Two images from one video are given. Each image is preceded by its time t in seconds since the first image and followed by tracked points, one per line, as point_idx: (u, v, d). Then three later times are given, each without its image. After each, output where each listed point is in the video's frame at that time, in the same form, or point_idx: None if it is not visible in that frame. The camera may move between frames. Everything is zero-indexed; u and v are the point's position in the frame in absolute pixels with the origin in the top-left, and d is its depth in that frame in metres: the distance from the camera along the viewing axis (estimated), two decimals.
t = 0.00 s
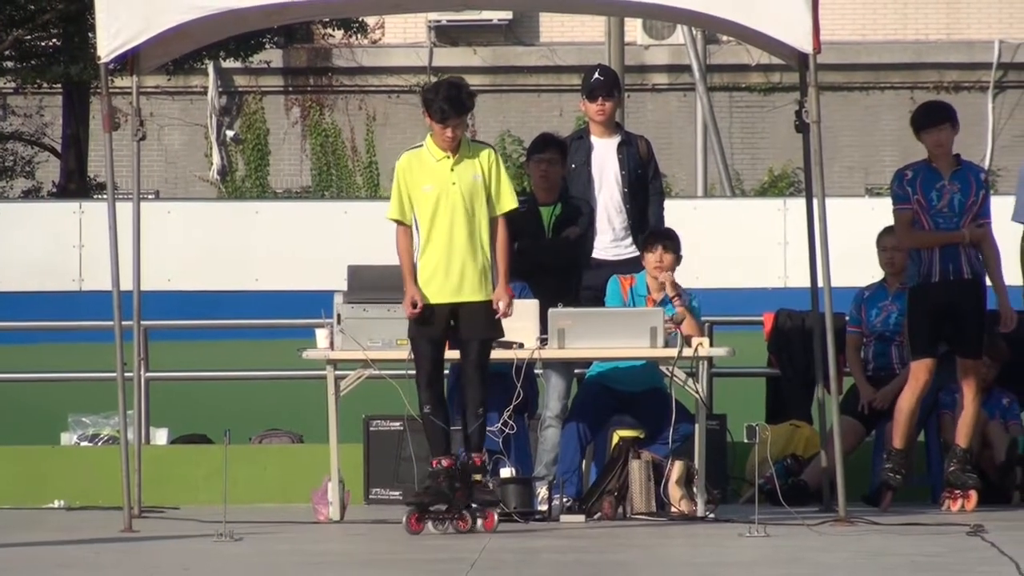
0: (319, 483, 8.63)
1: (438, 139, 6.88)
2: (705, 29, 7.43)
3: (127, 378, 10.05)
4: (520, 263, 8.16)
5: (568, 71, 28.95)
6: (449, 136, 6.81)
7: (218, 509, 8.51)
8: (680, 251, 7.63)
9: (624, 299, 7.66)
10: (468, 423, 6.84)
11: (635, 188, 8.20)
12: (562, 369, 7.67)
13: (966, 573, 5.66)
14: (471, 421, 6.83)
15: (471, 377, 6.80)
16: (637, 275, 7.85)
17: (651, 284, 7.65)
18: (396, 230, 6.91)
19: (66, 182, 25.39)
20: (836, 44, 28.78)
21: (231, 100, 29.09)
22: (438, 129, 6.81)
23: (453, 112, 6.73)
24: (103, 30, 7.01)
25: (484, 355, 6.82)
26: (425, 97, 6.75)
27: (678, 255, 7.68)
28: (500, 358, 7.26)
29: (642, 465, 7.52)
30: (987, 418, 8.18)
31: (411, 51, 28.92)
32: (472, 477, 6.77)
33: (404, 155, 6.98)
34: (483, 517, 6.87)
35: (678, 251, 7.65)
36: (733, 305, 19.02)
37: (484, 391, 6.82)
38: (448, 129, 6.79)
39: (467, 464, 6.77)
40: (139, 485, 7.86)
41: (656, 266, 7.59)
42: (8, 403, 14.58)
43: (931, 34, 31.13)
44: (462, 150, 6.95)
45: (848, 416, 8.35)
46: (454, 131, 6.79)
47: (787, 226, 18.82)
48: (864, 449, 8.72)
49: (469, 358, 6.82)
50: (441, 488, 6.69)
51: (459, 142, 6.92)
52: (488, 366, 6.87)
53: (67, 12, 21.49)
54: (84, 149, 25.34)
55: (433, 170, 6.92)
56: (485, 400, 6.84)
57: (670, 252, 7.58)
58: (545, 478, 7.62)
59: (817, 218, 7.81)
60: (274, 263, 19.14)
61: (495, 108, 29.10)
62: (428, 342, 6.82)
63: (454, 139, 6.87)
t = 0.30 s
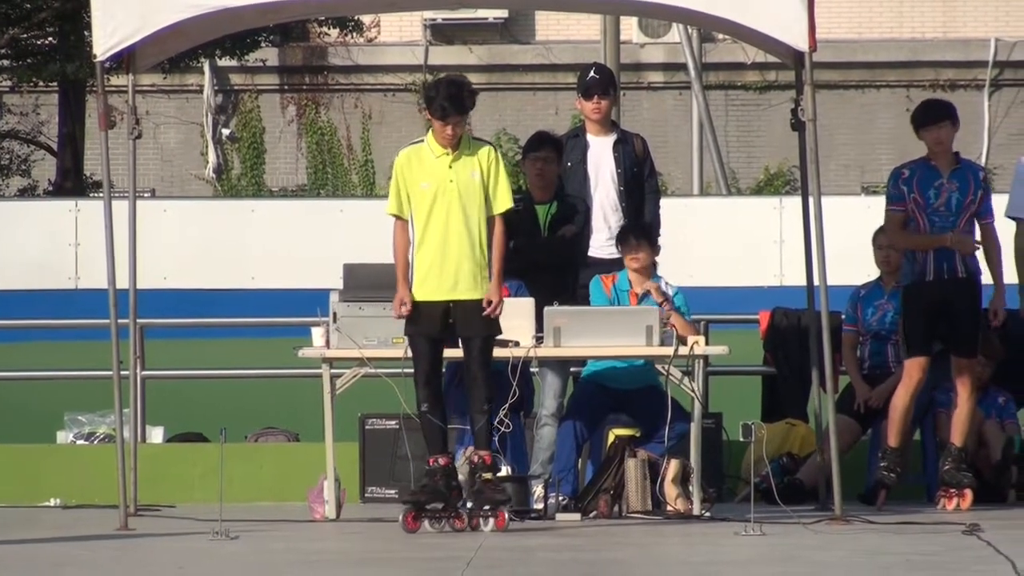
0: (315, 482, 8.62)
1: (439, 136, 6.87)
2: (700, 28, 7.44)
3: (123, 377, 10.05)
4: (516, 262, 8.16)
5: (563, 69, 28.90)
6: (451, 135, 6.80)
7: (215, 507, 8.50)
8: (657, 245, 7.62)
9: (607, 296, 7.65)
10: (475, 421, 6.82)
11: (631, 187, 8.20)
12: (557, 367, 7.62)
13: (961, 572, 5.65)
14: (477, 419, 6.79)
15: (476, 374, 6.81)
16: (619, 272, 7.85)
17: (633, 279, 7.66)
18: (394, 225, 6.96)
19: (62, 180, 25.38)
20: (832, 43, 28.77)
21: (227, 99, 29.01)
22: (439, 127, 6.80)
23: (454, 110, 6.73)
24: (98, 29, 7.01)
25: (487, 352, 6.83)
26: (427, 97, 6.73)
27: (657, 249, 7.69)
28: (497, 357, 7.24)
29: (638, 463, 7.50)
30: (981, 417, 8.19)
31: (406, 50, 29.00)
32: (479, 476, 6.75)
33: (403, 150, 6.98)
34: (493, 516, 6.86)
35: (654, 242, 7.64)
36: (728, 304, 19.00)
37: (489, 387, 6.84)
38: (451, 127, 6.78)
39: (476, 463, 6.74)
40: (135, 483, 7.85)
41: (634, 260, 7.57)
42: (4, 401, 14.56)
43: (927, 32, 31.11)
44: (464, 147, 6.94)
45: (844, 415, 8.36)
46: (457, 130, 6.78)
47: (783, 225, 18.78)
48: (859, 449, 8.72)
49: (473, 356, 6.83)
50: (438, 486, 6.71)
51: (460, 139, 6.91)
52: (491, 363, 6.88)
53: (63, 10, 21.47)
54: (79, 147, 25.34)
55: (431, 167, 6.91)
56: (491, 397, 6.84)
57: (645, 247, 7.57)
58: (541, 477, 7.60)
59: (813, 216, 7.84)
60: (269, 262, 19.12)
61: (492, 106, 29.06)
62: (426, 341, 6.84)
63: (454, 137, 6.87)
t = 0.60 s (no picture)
0: (310, 484, 8.62)
1: (444, 136, 6.91)
2: (696, 31, 7.44)
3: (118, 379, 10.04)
4: (509, 264, 8.12)
5: (559, 72, 28.88)
6: (446, 121, 6.85)
7: (209, 510, 8.50)
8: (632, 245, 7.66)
9: (589, 301, 7.66)
10: (474, 423, 6.82)
11: (626, 190, 8.24)
12: (552, 369, 7.58)
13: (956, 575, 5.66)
14: (475, 422, 6.80)
15: (475, 377, 6.82)
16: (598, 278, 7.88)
17: (614, 282, 7.71)
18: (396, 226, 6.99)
19: (57, 183, 25.35)
20: (827, 46, 28.79)
21: (222, 101, 29.03)
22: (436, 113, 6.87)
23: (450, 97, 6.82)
24: (94, 31, 7.01)
25: (485, 356, 6.84)
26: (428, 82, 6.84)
27: (632, 249, 7.74)
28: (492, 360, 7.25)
29: (632, 466, 7.50)
30: (976, 420, 8.19)
31: (401, 53, 28.98)
32: (478, 479, 6.76)
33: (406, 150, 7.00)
34: (492, 518, 6.85)
35: (630, 242, 7.68)
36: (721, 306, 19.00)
37: (488, 389, 6.84)
38: (444, 111, 6.84)
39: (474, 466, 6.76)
40: (130, 486, 7.85)
41: (611, 259, 7.63)
42: None
43: (921, 36, 31.12)
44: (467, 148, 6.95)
45: (839, 417, 8.36)
46: (450, 114, 6.83)
47: (777, 229, 18.77)
48: (854, 451, 8.72)
49: (471, 360, 6.83)
50: (434, 489, 6.71)
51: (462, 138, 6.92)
52: (490, 365, 6.89)
53: (58, 13, 21.46)
54: (74, 150, 25.34)
55: (433, 167, 6.92)
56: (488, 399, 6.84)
57: (621, 247, 7.62)
58: (536, 479, 7.57)
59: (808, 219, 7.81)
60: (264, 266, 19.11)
61: (486, 109, 29.05)
62: (423, 343, 6.84)
63: (456, 136, 6.92)
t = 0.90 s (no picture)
0: (305, 485, 8.61)
1: (446, 136, 6.90)
2: (692, 30, 7.44)
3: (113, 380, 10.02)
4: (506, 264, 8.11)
5: (555, 72, 28.86)
6: (448, 117, 6.85)
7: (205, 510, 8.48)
8: (614, 246, 7.65)
9: (577, 304, 7.64)
10: (470, 425, 6.82)
11: (622, 190, 8.24)
12: (549, 370, 7.56)
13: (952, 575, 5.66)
14: (472, 423, 6.80)
15: (472, 376, 6.79)
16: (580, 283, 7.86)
17: (599, 284, 7.69)
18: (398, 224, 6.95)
19: (53, 184, 25.30)
20: (823, 46, 28.79)
21: (217, 102, 29.02)
22: (439, 109, 6.88)
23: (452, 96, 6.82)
24: (89, 31, 6.99)
25: (482, 356, 6.81)
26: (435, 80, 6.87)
27: (615, 248, 7.71)
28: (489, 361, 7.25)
29: (628, 467, 7.51)
30: (972, 420, 8.19)
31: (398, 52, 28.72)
32: (474, 480, 6.76)
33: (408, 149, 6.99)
34: (487, 519, 6.84)
35: (613, 245, 7.68)
36: (717, 306, 19.00)
37: (485, 389, 6.80)
38: (447, 107, 6.85)
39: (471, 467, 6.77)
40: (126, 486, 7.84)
41: (592, 261, 7.62)
42: None
43: (918, 36, 31.12)
44: (469, 148, 6.94)
45: (835, 418, 8.35)
46: (453, 110, 6.84)
47: (774, 229, 18.77)
48: (850, 452, 8.72)
49: (468, 361, 6.82)
50: (429, 489, 6.71)
51: (464, 139, 6.92)
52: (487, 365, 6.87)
53: (53, 13, 21.40)
54: (70, 150, 25.32)
55: (434, 166, 6.91)
56: (486, 398, 6.81)
57: (602, 247, 7.61)
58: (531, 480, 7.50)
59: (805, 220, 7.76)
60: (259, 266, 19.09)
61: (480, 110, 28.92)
62: (420, 343, 6.83)
63: (457, 135, 6.90)
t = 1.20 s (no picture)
0: (302, 486, 8.61)
1: (447, 137, 6.91)
2: (688, 32, 7.45)
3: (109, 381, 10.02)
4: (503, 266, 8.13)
5: (551, 74, 28.82)
6: (450, 118, 6.86)
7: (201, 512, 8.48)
8: (607, 250, 7.66)
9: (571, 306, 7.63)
10: (465, 426, 6.78)
11: (618, 191, 8.24)
12: (545, 371, 7.57)
13: None
14: (467, 424, 6.78)
15: (467, 379, 6.79)
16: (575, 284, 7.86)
17: (592, 287, 7.70)
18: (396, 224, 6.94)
19: (50, 186, 25.27)
20: (819, 47, 28.81)
21: (214, 103, 28.96)
22: (440, 112, 6.89)
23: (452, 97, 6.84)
24: (86, 33, 6.99)
25: (479, 358, 6.82)
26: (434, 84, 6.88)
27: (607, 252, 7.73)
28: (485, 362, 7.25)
29: (624, 468, 7.52)
30: (968, 421, 8.20)
31: (394, 54, 28.95)
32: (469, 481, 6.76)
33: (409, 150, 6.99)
34: (480, 520, 6.84)
35: (604, 248, 7.69)
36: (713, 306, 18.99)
37: (480, 391, 6.81)
38: (449, 109, 6.86)
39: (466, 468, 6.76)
40: (123, 489, 7.84)
41: (584, 264, 7.63)
42: None
43: (914, 37, 31.11)
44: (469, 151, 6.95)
45: (832, 420, 8.36)
46: (454, 111, 6.85)
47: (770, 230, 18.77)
48: (846, 454, 8.73)
49: (465, 362, 6.82)
50: (424, 491, 6.72)
51: (465, 140, 6.93)
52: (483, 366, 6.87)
53: (50, 14, 21.40)
54: (67, 152, 25.30)
55: (435, 167, 6.91)
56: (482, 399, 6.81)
57: (595, 251, 7.62)
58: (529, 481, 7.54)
59: (800, 222, 7.74)
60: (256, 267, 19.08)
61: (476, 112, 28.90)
62: (417, 344, 6.82)
63: (458, 137, 6.91)
